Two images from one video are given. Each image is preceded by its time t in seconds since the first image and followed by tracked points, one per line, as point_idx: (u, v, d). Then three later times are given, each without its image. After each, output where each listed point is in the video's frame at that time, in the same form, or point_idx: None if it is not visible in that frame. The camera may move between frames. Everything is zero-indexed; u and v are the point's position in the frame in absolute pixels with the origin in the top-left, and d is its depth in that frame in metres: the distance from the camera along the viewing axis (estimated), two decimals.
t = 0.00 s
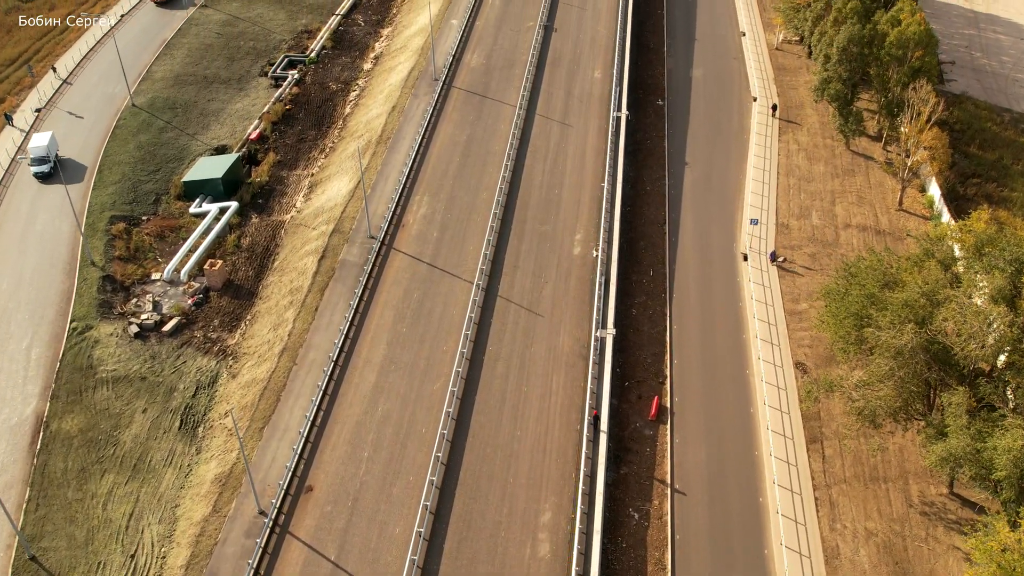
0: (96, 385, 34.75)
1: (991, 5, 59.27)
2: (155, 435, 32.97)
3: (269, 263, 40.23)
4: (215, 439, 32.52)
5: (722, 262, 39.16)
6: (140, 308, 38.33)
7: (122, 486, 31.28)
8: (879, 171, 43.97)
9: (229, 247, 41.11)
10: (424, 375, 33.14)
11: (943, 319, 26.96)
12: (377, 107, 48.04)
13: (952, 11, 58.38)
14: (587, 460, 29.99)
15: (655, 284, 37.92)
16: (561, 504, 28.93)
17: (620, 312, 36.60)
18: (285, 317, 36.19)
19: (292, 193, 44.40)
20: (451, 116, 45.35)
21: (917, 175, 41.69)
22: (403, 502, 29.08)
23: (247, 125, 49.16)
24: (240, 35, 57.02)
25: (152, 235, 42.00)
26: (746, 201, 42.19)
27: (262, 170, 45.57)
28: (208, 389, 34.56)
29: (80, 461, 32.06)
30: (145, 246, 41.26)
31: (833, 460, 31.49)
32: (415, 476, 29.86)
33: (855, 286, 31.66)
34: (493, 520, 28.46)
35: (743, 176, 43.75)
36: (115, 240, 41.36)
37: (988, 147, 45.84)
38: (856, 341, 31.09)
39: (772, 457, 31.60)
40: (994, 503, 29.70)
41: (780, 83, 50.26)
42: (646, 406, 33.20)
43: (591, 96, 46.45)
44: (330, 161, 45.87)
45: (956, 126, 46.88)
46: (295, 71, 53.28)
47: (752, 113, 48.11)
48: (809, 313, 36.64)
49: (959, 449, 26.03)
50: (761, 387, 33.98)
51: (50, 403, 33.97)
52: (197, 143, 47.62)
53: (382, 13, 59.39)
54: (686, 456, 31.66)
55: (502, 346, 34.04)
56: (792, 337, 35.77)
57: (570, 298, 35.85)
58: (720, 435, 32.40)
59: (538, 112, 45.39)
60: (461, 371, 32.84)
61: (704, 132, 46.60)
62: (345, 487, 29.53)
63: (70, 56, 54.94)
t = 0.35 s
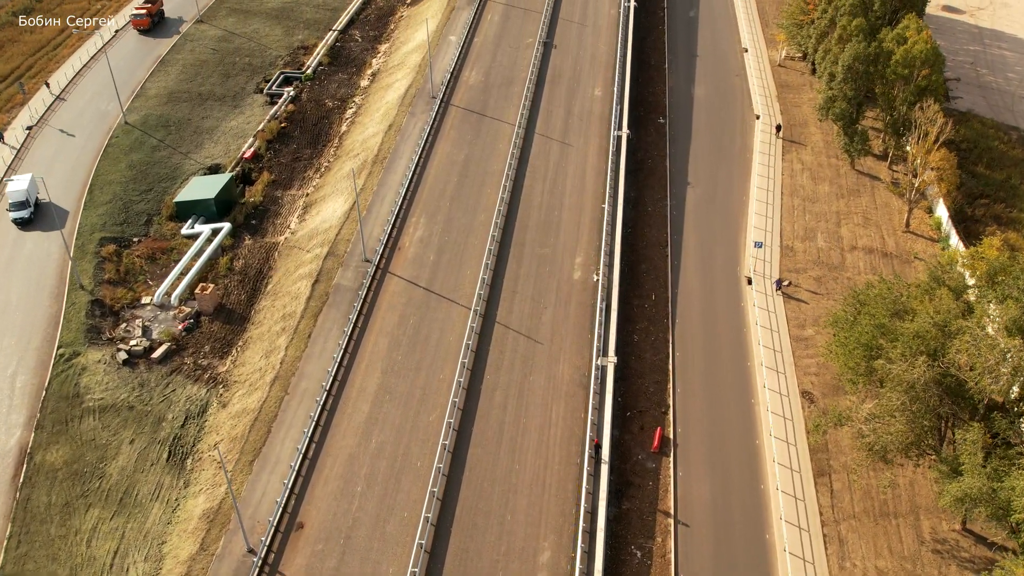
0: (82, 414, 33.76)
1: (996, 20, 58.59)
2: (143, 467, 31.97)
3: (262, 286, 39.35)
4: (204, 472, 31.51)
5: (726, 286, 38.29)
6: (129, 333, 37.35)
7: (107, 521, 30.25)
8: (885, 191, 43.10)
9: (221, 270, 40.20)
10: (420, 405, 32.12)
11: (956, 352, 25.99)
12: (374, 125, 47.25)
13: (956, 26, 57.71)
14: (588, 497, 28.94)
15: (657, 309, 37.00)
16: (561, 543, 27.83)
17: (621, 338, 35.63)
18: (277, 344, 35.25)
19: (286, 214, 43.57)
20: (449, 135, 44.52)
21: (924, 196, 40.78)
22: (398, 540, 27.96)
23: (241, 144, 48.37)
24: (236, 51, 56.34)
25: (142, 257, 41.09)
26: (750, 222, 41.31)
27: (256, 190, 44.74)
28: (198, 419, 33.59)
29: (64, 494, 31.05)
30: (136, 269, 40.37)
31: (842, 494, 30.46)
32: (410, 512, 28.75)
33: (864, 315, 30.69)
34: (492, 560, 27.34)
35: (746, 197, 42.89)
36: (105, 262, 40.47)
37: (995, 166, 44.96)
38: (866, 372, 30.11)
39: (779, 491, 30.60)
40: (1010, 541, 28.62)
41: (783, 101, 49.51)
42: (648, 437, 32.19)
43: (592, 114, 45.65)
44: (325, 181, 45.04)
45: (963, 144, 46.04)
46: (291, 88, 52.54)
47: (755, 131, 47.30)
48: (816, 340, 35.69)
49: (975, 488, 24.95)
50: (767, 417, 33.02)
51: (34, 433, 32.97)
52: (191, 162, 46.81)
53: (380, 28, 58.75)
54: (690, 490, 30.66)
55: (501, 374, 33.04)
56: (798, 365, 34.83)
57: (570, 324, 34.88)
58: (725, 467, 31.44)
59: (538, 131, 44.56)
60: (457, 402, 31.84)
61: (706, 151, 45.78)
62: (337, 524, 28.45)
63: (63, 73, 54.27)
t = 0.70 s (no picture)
0: (67, 445, 32.74)
1: (1001, 36, 57.88)
2: (128, 501, 30.91)
3: (254, 310, 38.45)
4: (191, 506, 30.46)
5: (730, 311, 37.37)
6: (117, 359, 36.39)
7: (90, 558, 29.16)
8: (891, 212, 42.23)
9: (213, 293, 39.29)
10: (415, 436, 31.05)
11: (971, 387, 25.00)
12: (370, 144, 46.45)
13: (960, 42, 57.01)
14: (588, 534, 27.83)
15: (659, 334, 36.04)
16: None
17: (623, 366, 34.65)
18: (269, 371, 34.30)
19: (280, 235, 42.71)
20: (446, 154, 43.72)
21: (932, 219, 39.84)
22: None
23: (235, 162, 47.57)
24: (231, 67, 55.65)
25: (132, 280, 40.20)
26: (754, 245, 40.44)
27: (250, 210, 43.90)
28: (186, 450, 32.58)
29: (47, 530, 29.97)
30: (125, 292, 39.46)
31: (851, 531, 29.39)
32: (404, 550, 27.60)
33: (874, 345, 29.73)
34: None
35: (749, 218, 42.02)
36: (94, 285, 39.56)
37: (1003, 186, 44.06)
38: (876, 405, 29.11)
39: (786, 527, 29.51)
40: None
41: (786, 118, 48.75)
42: (651, 470, 31.14)
43: (592, 133, 44.85)
44: (320, 201, 44.20)
45: (970, 164, 45.19)
46: (286, 105, 51.79)
47: (758, 149, 46.49)
48: (823, 367, 34.73)
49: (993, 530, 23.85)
50: (773, 449, 32.01)
51: (17, 465, 31.91)
52: (183, 182, 46.00)
53: (377, 44, 58.08)
54: (694, 526, 29.57)
55: (499, 404, 32.02)
56: (804, 394, 33.86)
57: (570, 351, 33.91)
58: (730, 501, 30.37)
59: (537, 150, 43.74)
60: (454, 434, 30.81)
61: (708, 171, 44.96)
62: (328, 563, 27.31)
63: (56, 89, 53.57)
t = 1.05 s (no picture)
0: (51, 476, 31.71)
1: (1006, 52, 57.17)
2: (113, 536, 29.84)
3: (246, 335, 37.50)
4: (178, 542, 29.39)
5: (734, 336, 36.42)
6: (105, 386, 35.41)
7: None
8: (898, 233, 41.32)
9: (204, 316, 38.35)
10: (410, 468, 29.91)
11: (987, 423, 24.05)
12: (366, 163, 45.59)
13: (965, 57, 56.28)
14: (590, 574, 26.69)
15: (662, 360, 35.06)
16: None
17: (624, 394, 33.63)
18: (260, 399, 33.31)
19: (274, 256, 41.82)
20: (443, 173, 42.85)
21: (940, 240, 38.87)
22: None
23: (228, 181, 46.71)
24: (226, 82, 54.92)
25: (122, 303, 39.27)
26: (758, 267, 39.53)
27: (243, 230, 43.01)
28: (174, 482, 31.56)
29: (28, 567, 28.90)
30: (114, 316, 38.51)
31: (861, 568, 28.31)
32: None
33: (885, 377, 28.76)
34: None
35: (753, 239, 41.12)
36: (82, 308, 38.62)
37: (1012, 205, 43.13)
38: (888, 439, 28.11)
39: (794, 564, 28.41)
40: None
41: (790, 136, 47.95)
42: (654, 504, 30.05)
43: (592, 151, 44.01)
44: (314, 222, 43.31)
45: (977, 183, 44.30)
46: (281, 122, 51.02)
47: (761, 168, 45.65)
48: (830, 395, 33.75)
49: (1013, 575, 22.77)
50: (779, 481, 30.96)
51: None
52: (175, 201, 45.14)
53: (374, 60, 57.35)
54: (699, 562, 28.44)
55: (496, 434, 30.93)
56: (811, 423, 32.87)
57: (570, 379, 32.89)
58: (736, 535, 29.27)
59: (536, 169, 42.88)
60: (450, 466, 29.72)
61: (711, 190, 44.08)
62: None
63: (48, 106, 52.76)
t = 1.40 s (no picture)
0: (33, 508, 30.68)
1: (1012, 66, 56.42)
2: (96, 572, 28.78)
3: (237, 359, 36.56)
4: None
5: (738, 361, 35.45)
6: (91, 413, 34.43)
7: None
8: (905, 253, 40.41)
9: (194, 340, 37.41)
10: (404, 501, 28.82)
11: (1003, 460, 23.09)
12: (362, 180, 44.74)
13: (970, 72, 55.54)
14: None
15: (664, 387, 34.11)
16: None
17: (626, 422, 32.63)
18: (250, 428, 32.35)
19: (267, 277, 40.93)
20: (441, 192, 42.01)
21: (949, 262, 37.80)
22: None
23: (222, 199, 45.87)
24: (221, 98, 54.19)
25: (110, 325, 38.37)
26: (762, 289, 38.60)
27: (235, 250, 42.14)
28: (161, 514, 30.53)
29: None
30: (103, 340, 37.59)
31: None
32: None
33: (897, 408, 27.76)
34: None
35: (757, 260, 40.22)
36: (69, 331, 37.71)
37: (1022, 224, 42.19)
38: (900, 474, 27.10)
39: None
40: None
41: (793, 153, 47.14)
42: (657, 539, 28.95)
43: (592, 169, 43.17)
44: (308, 242, 42.44)
45: (985, 202, 43.38)
46: (277, 138, 50.27)
47: (764, 185, 44.81)
48: (838, 424, 32.74)
49: None
50: (787, 514, 29.88)
51: None
52: (167, 219, 44.30)
53: (372, 74, 56.64)
54: None
55: (494, 466, 29.89)
56: (819, 453, 31.84)
57: (569, 408, 31.90)
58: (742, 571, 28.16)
59: (535, 187, 42.03)
60: (445, 500, 28.62)
61: (713, 208, 43.21)
62: None
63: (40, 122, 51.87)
